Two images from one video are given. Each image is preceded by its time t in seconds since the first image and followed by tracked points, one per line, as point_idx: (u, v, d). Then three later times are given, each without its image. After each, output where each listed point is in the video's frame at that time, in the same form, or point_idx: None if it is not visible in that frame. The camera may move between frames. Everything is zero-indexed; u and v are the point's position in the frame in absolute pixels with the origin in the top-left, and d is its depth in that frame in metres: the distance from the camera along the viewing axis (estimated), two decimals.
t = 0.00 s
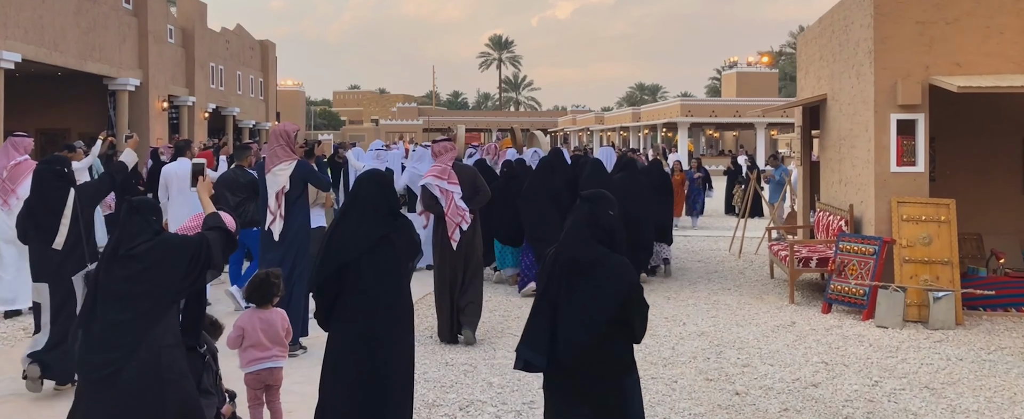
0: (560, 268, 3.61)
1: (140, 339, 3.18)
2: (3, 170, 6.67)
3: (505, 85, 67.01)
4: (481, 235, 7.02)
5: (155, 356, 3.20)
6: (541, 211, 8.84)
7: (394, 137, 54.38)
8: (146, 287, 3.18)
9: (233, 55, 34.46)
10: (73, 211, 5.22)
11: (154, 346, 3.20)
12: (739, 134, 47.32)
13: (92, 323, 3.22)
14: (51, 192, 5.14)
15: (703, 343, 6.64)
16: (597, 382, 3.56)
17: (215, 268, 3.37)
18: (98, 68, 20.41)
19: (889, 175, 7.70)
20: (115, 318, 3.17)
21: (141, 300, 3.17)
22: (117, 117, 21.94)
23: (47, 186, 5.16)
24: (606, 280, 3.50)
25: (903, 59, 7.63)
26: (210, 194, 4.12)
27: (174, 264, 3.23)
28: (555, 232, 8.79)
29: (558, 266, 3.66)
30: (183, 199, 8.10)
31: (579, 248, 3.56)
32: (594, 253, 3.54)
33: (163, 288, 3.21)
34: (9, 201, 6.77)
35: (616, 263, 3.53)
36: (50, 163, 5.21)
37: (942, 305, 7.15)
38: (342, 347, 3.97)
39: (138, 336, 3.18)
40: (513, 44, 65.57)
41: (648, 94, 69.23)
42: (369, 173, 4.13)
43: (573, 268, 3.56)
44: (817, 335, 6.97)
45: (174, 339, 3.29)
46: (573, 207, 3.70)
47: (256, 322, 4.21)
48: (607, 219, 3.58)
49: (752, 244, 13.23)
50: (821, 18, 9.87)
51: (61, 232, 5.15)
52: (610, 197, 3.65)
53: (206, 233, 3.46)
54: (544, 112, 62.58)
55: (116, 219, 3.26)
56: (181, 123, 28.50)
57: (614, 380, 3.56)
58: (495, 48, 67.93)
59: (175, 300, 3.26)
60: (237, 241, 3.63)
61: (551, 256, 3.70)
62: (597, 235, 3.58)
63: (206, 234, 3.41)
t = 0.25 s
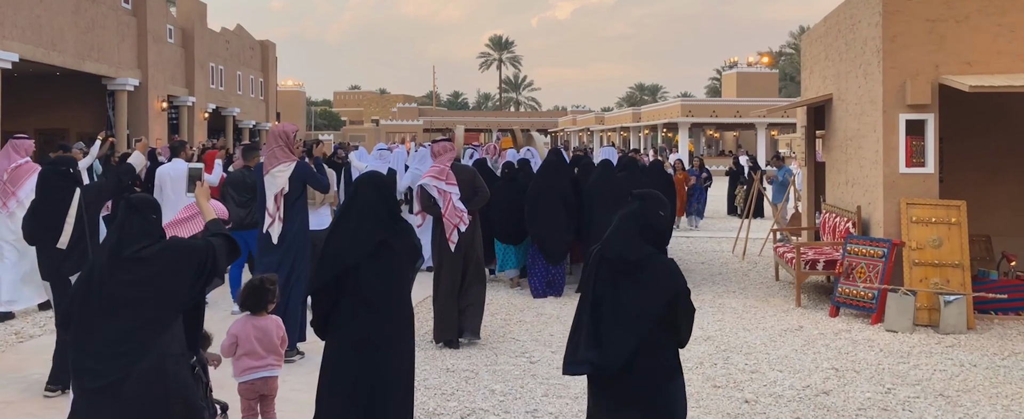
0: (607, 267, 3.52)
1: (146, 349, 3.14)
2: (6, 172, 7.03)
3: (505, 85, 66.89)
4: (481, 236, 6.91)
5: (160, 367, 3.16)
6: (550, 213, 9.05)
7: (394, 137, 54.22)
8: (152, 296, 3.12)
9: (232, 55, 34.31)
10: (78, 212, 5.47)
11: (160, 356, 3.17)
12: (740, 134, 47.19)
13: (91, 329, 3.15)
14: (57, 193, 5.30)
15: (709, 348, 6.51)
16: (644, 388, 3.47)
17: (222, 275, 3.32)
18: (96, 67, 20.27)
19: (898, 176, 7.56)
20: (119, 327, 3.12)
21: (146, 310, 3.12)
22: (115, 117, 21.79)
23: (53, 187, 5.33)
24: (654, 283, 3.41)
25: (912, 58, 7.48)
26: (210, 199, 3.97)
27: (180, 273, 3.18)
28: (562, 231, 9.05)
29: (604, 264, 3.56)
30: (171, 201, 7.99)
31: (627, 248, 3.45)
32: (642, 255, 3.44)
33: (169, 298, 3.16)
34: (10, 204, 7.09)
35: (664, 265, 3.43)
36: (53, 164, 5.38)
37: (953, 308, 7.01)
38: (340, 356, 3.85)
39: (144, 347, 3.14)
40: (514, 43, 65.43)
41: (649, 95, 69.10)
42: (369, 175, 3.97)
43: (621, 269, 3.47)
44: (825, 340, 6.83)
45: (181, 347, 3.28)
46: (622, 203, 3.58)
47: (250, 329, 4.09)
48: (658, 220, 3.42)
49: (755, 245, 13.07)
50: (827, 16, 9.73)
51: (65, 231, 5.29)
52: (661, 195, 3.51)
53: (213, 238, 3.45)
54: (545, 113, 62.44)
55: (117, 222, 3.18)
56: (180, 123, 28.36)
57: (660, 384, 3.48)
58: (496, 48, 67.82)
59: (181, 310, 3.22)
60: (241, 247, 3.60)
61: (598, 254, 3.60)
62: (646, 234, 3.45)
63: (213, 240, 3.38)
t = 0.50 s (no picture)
0: (638, 262, 3.58)
1: (150, 354, 3.11)
2: (6, 170, 7.08)
3: (505, 85, 66.74)
4: (479, 234, 6.77)
5: (163, 371, 3.16)
6: (553, 213, 8.87)
7: (393, 137, 54.06)
8: (153, 301, 3.07)
9: (231, 55, 34.16)
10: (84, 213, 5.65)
11: (162, 361, 3.16)
12: (740, 134, 47.04)
13: (86, 337, 3.04)
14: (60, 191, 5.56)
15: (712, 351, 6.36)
16: (671, 383, 3.57)
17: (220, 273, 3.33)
18: (94, 66, 20.12)
19: (906, 175, 7.41)
20: (118, 333, 3.04)
21: (148, 315, 3.07)
22: (112, 116, 21.64)
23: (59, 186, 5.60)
24: (685, 281, 3.48)
25: (920, 54, 7.34)
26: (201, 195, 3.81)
27: (181, 276, 3.15)
28: (563, 230, 8.89)
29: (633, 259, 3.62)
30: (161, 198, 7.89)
31: (659, 245, 3.50)
32: (675, 252, 3.49)
33: (171, 302, 3.13)
34: (9, 200, 7.09)
35: (694, 264, 3.49)
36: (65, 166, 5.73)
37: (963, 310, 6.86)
38: (334, 362, 3.70)
39: (146, 353, 3.10)
40: (514, 43, 65.28)
41: (649, 94, 68.94)
42: (364, 172, 3.81)
43: (652, 266, 3.53)
44: (832, 342, 6.68)
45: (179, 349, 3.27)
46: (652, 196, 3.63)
47: (240, 332, 3.93)
48: (689, 217, 3.51)
49: (758, 245, 12.92)
50: (832, 13, 9.59)
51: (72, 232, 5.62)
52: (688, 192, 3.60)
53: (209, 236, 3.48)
54: (545, 113, 62.26)
55: (107, 224, 3.02)
56: (178, 123, 28.22)
57: (687, 381, 3.57)
58: (496, 47, 67.68)
59: (181, 312, 3.20)
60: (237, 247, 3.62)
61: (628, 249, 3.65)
62: (678, 231, 3.54)
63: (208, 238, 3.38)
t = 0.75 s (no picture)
0: (653, 268, 3.46)
1: (136, 362, 2.97)
2: None
3: (505, 84, 66.60)
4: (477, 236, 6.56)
5: (149, 380, 3.02)
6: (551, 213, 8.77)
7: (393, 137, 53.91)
8: (136, 306, 2.92)
9: (229, 54, 34.01)
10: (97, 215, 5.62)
11: (148, 369, 3.02)
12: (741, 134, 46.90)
13: (65, 346, 2.88)
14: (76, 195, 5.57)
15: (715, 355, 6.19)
16: (692, 394, 3.45)
17: (207, 272, 3.20)
18: (90, 64, 19.96)
19: (913, 173, 7.24)
20: (101, 341, 2.90)
21: (132, 321, 2.93)
22: (109, 115, 21.48)
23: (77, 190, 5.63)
24: (704, 287, 3.37)
25: (929, 50, 7.17)
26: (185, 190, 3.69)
27: (166, 278, 3.01)
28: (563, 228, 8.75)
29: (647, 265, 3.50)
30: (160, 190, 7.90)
31: (677, 249, 3.39)
32: (693, 257, 3.38)
33: (156, 306, 2.99)
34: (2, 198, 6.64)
35: (714, 267, 3.39)
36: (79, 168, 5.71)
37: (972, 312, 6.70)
38: (322, 370, 3.53)
39: (132, 360, 2.96)
40: (513, 43, 65.15)
41: (649, 94, 68.79)
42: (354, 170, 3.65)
43: (668, 272, 3.41)
44: (839, 345, 6.51)
45: (164, 355, 3.12)
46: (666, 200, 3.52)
47: (226, 338, 3.78)
48: (705, 218, 3.42)
49: (761, 246, 12.76)
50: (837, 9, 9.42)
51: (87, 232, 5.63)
52: (701, 193, 3.50)
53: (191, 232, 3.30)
54: (544, 112, 62.10)
55: (80, 226, 2.85)
56: (176, 122, 28.08)
57: (706, 391, 3.46)
58: (496, 47, 67.55)
59: (166, 316, 3.07)
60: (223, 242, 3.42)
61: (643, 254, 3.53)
62: (695, 235, 3.43)
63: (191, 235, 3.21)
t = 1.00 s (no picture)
0: (668, 276, 3.45)
1: (114, 371, 2.82)
2: None
3: (505, 84, 66.49)
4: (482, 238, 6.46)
5: (129, 390, 2.88)
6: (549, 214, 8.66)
7: (392, 136, 53.77)
8: (114, 313, 2.78)
9: (228, 53, 33.88)
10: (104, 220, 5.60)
11: (128, 378, 2.88)
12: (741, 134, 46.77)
13: (39, 355, 2.73)
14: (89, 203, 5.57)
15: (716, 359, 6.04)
16: (714, 401, 3.43)
17: (191, 276, 3.06)
18: (86, 63, 19.83)
19: (920, 173, 7.08)
20: (77, 350, 2.76)
21: (109, 328, 2.79)
22: (106, 115, 21.34)
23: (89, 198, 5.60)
24: (722, 290, 3.37)
25: (936, 47, 7.03)
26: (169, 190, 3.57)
27: (146, 283, 2.87)
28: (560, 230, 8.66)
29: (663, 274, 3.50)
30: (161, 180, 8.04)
31: (692, 256, 3.37)
32: (707, 261, 3.37)
33: (136, 312, 2.85)
34: None
35: (729, 267, 3.39)
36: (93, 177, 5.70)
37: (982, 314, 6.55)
38: (309, 377, 3.39)
39: (111, 369, 2.82)
40: (514, 43, 65.03)
41: (649, 94, 68.67)
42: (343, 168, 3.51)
43: (685, 279, 3.40)
44: (846, 348, 6.36)
45: (144, 363, 2.98)
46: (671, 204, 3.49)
47: (213, 344, 3.63)
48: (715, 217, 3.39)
49: (764, 246, 12.62)
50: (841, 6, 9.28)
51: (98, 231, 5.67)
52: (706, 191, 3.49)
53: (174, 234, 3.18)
54: (545, 112, 61.97)
55: (52, 229, 2.72)
56: (175, 122, 27.95)
57: (730, 391, 3.44)
58: (496, 47, 67.43)
59: (147, 323, 2.93)
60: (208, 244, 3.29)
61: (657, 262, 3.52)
62: (706, 236, 3.41)
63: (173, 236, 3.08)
